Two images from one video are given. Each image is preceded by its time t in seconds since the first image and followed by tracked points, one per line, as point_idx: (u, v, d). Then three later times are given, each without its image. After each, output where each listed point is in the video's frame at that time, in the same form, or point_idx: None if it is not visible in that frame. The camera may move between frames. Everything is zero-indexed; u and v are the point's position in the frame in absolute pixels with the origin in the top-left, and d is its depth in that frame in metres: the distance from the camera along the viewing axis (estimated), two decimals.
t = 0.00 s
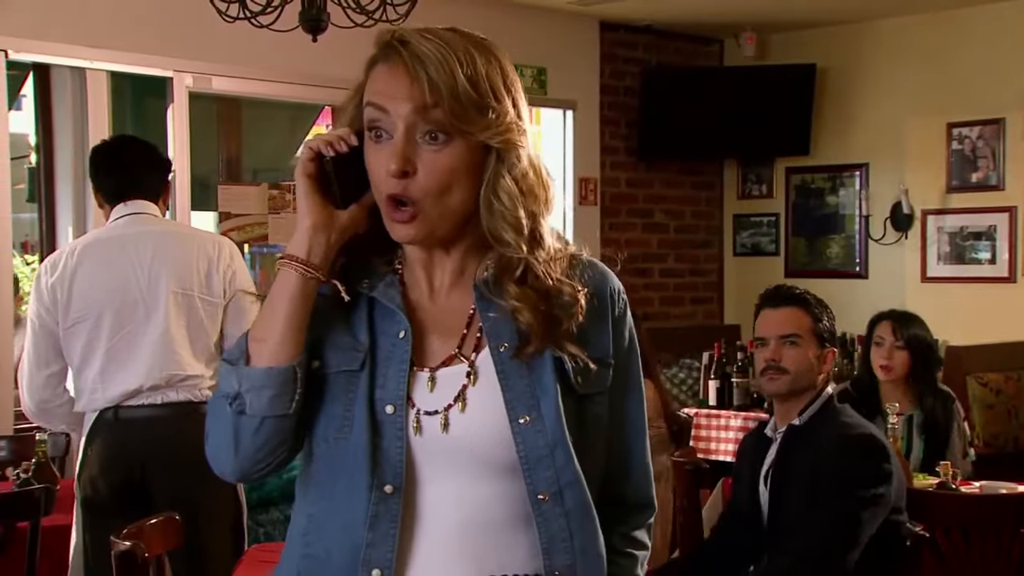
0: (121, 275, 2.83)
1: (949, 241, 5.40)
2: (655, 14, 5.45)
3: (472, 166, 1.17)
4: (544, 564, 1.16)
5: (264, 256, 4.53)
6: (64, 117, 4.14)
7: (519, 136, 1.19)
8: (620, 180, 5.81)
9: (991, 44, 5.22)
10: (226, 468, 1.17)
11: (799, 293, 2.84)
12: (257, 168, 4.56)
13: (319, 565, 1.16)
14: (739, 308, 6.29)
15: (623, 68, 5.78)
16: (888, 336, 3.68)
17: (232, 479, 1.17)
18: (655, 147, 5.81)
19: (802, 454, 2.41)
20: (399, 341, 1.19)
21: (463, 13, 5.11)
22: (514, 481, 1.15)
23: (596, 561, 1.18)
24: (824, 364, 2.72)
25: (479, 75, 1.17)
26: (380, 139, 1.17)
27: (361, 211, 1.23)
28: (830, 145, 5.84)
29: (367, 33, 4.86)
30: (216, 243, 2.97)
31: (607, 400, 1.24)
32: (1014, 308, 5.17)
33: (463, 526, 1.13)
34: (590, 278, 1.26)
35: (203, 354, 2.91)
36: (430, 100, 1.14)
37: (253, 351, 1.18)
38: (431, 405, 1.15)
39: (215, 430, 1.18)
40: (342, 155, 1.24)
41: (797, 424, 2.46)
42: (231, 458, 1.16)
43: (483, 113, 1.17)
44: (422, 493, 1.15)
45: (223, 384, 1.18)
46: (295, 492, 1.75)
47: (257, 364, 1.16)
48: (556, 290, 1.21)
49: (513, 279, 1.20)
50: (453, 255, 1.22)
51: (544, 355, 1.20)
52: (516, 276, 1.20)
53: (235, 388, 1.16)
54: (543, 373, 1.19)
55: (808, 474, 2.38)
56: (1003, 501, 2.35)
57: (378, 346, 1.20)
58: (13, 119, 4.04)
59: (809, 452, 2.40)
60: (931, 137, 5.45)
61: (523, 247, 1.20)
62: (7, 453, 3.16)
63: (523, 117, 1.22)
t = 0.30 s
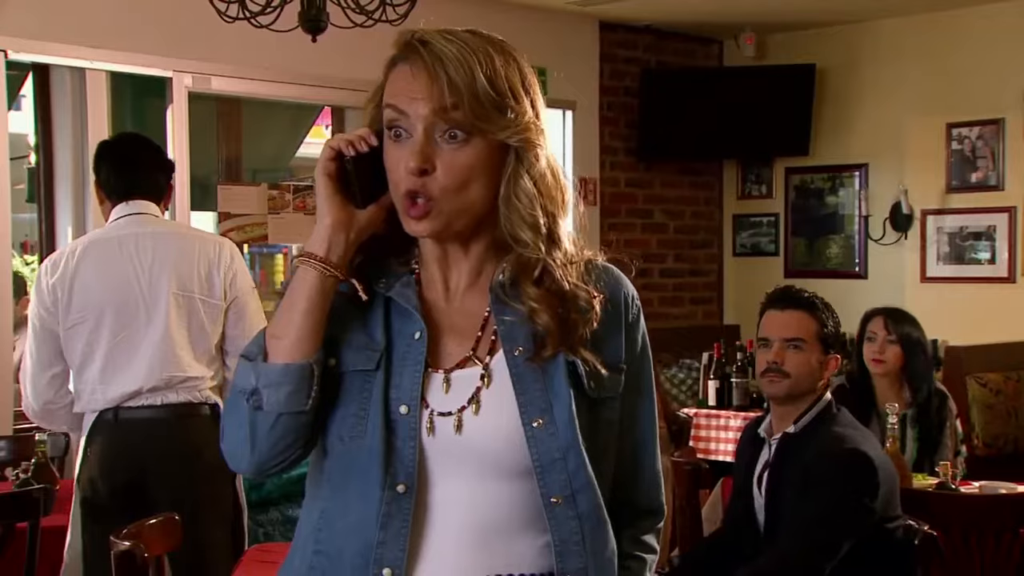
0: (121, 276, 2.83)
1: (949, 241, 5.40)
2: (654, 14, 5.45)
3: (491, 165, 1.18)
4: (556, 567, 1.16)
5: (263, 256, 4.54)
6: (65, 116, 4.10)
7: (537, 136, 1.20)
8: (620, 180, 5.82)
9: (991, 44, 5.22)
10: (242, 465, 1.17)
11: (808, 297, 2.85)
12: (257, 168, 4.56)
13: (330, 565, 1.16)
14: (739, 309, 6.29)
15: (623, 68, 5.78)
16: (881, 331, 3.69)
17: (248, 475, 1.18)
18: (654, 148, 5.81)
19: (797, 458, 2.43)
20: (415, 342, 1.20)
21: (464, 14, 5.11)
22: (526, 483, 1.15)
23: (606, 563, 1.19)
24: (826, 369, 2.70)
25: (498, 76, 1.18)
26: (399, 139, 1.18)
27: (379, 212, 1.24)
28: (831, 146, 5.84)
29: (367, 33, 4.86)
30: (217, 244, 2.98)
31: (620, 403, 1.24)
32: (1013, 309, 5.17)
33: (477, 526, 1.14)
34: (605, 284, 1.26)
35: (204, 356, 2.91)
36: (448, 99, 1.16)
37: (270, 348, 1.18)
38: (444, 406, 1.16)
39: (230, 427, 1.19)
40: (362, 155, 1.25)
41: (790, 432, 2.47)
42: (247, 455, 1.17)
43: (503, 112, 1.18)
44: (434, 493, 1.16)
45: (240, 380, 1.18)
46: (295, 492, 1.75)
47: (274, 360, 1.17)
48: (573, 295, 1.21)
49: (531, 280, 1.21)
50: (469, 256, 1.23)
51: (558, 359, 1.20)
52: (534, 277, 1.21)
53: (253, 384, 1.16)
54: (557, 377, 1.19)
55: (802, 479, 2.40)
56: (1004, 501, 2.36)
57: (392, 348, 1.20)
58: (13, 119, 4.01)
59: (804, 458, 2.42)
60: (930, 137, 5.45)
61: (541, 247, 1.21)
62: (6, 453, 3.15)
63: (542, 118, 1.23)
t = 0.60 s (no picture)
0: (119, 276, 2.83)
1: (948, 241, 5.40)
2: (654, 14, 5.44)
3: (498, 165, 1.18)
4: (559, 566, 1.16)
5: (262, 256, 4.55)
6: (64, 117, 4.13)
7: (544, 136, 1.20)
8: (619, 180, 5.82)
9: (990, 44, 5.22)
10: (251, 462, 1.18)
11: (789, 309, 2.66)
12: (256, 168, 4.57)
13: (336, 562, 1.17)
14: (739, 309, 6.29)
15: (622, 68, 5.78)
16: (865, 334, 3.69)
17: (256, 472, 1.19)
18: (653, 147, 5.81)
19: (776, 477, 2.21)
20: (422, 341, 1.20)
21: (463, 14, 5.11)
22: (530, 482, 1.16)
23: (608, 560, 1.20)
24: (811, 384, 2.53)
25: (506, 77, 1.18)
26: (406, 140, 1.18)
27: (387, 212, 1.24)
28: (830, 146, 5.84)
29: (367, 33, 4.86)
30: (216, 244, 2.98)
31: (625, 403, 1.25)
32: (1012, 309, 5.17)
33: (483, 525, 1.14)
34: (611, 286, 1.27)
35: (201, 358, 2.91)
36: (455, 98, 1.16)
37: (279, 346, 1.19)
38: (449, 405, 1.16)
39: (240, 423, 1.19)
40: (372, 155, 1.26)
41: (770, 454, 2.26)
42: (256, 452, 1.17)
43: (509, 112, 1.18)
44: (438, 491, 1.16)
45: (249, 377, 1.19)
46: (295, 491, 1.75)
47: (285, 358, 1.17)
48: (579, 296, 1.21)
49: (538, 280, 1.21)
50: (476, 256, 1.23)
51: (562, 360, 1.20)
52: (541, 277, 1.21)
53: (262, 381, 1.17)
54: (562, 376, 1.20)
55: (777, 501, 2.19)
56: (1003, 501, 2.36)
57: (400, 346, 1.20)
58: (12, 119, 3.99)
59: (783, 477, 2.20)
60: (930, 137, 5.46)
61: (548, 246, 1.21)
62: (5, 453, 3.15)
63: (548, 118, 1.23)
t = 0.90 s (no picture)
0: (119, 276, 2.83)
1: (948, 241, 5.40)
2: (654, 14, 5.44)
3: (496, 156, 1.18)
4: (558, 564, 1.16)
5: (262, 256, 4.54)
6: (65, 117, 4.14)
7: (541, 128, 1.21)
8: (619, 180, 5.81)
9: (990, 44, 5.22)
10: (253, 458, 1.19)
11: (740, 338, 2.56)
12: (256, 168, 4.57)
13: (337, 561, 1.17)
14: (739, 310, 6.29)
15: (622, 68, 5.78)
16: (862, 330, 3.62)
17: (258, 468, 1.19)
18: (653, 147, 5.81)
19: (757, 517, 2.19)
20: (422, 339, 1.20)
21: (463, 14, 5.10)
22: (529, 479, 1.16)
23: (609, 559, 1.20)
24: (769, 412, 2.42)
25: (502, 69, 1.19)
26: (404, 133, 1.18)
27: (387, 210, 1.24)
28: (831, 146, 5.83)
29: (367, 33, 4.86)
30: (214, 243, 2.97)
31: (623, 401, 1.25)
32: (1013, 309, 5.16)
33: (483, 524, 1.14)
34: (608, 281, 1.27)
35: (202, 357, 2.91)
36: (454, 90, 1.16)
37: (281, 342, 1.19)
38: (449, 403, 1.16)
39: (244, 419, 1.20)
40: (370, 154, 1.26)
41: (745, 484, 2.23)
42: (258, 449, 1.18)
43: (506, 103, 1.18)
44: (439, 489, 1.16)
45: (251, 373, 1.19)
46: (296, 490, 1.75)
47: (285, 354, 1.17)
48: (574, 291, 1.21)
49: (535, 271, 1.21)
50: (473, 252, 1.23)
51: (560, 356, 1.20)
52: (536, 268, 1.21)
53: (264, 377, 1.17)
54: (561, 372, 1.20)
55: (767, 543, 2.17)
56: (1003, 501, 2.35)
57: (400, 344, 1.21)
58: (12, 119, 4.01)
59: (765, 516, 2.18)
60: (930, 137, 5.45)
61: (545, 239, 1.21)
62: (5, 453, 3.15)
63: (545, 113, 1.24)
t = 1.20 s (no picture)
0: (118, 279, 2.83)
1: (950, 244, 5.40)
2: (655, 16, 5.45)
3: (485, 184, 1.24)
4: (563, 563, 1.22)
5: (264, 259, 4.55)
6: (64, 121, 4.17)
7: (529, 146, 1.25)
8: (621, 182, 5.82)
9: (991, 47, 5.22)
10: (267, 487, 1.23)
11: (695, 250, 2.58)
12: (257, 171, 4.58)
13: (348, 571, 1.23)
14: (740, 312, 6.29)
15: (624, 70, 5.78)
16: (866, 333, 3.62)
17: (272, 496, 1.24)
18: (655, 150, 5.81)
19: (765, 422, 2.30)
20: (421, 347, 1.26)
21: (465, 17, 5.11)
22: (530, 481, 1.21)
23: (613, 555, 1.25)
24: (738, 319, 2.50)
25: (481, 89, 1.22)
26: (393, 167, 1.23)
27: (381, 225, 1.31)
28: (833, 148, 5.83)
29: (369, 36, 4.87)
30: (211, 244, 2.97)
31: (621, 396, 1.30)
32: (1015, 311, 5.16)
33: (485, 528, 1.20)
34: (605, 278, 1.32)
35: (202, 358, 2.92)
36: (437, 129, 1.20)
37: (287, 373, 1.24)
38: (449, 409, 1.21)
39: (255, 451, 1.25)
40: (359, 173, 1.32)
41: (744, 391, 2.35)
42: (271, 478, 1.22)
43: (491, 130, 1.22)
44: (442, 494, 1.22)
45: (260, 407, 1.24)
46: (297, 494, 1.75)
47: (293, 385, 1.22)
48: (572, 291, 1.27)
49: (528, 289, 1.27)
50: (470, 265, 1.31)
51: (558, 357, 1.26)
52: (530, 287, 1.28)
53: (273, 412, 1.22)
54: (558, 372, 1.25)
55: (784, 436, 2.27)
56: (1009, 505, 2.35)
57: (401, 354, 1.26)
58: (13, 121, 4.10)
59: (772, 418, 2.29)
60: (932, 140, 5.45)
61: (538, 256, 1.27)
62: (7, 457, 3.15)
63: (532, 124, 1.28)
